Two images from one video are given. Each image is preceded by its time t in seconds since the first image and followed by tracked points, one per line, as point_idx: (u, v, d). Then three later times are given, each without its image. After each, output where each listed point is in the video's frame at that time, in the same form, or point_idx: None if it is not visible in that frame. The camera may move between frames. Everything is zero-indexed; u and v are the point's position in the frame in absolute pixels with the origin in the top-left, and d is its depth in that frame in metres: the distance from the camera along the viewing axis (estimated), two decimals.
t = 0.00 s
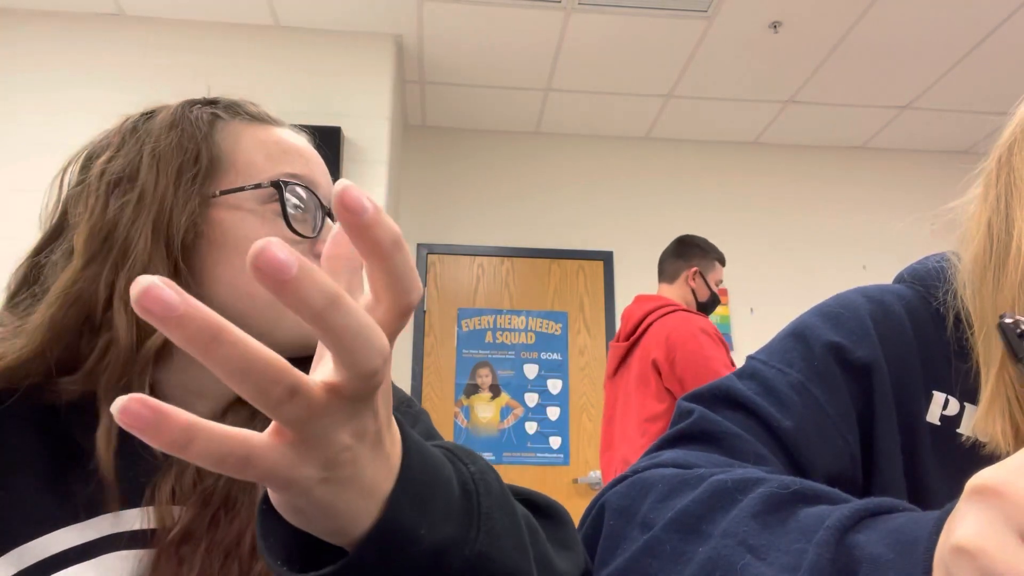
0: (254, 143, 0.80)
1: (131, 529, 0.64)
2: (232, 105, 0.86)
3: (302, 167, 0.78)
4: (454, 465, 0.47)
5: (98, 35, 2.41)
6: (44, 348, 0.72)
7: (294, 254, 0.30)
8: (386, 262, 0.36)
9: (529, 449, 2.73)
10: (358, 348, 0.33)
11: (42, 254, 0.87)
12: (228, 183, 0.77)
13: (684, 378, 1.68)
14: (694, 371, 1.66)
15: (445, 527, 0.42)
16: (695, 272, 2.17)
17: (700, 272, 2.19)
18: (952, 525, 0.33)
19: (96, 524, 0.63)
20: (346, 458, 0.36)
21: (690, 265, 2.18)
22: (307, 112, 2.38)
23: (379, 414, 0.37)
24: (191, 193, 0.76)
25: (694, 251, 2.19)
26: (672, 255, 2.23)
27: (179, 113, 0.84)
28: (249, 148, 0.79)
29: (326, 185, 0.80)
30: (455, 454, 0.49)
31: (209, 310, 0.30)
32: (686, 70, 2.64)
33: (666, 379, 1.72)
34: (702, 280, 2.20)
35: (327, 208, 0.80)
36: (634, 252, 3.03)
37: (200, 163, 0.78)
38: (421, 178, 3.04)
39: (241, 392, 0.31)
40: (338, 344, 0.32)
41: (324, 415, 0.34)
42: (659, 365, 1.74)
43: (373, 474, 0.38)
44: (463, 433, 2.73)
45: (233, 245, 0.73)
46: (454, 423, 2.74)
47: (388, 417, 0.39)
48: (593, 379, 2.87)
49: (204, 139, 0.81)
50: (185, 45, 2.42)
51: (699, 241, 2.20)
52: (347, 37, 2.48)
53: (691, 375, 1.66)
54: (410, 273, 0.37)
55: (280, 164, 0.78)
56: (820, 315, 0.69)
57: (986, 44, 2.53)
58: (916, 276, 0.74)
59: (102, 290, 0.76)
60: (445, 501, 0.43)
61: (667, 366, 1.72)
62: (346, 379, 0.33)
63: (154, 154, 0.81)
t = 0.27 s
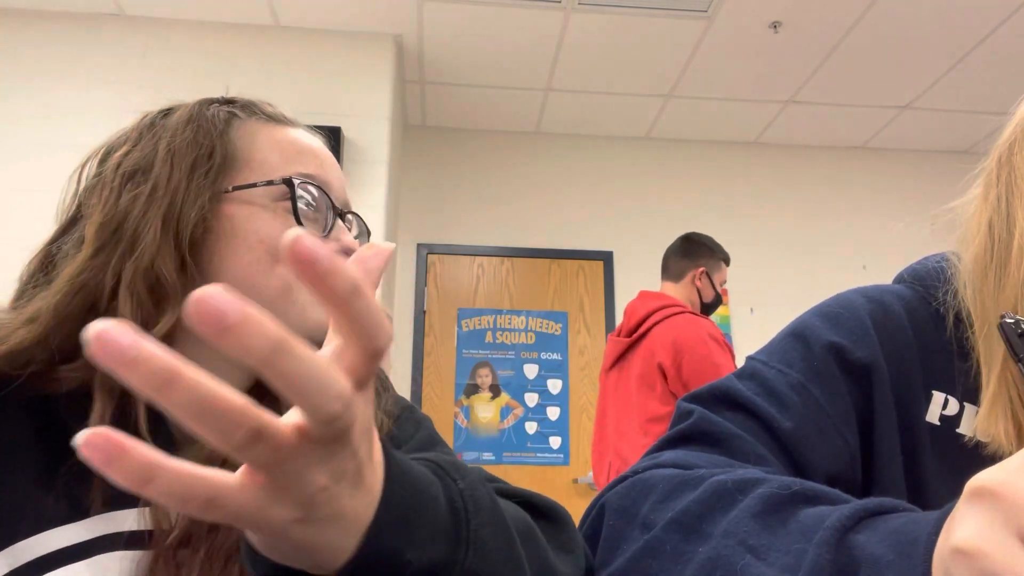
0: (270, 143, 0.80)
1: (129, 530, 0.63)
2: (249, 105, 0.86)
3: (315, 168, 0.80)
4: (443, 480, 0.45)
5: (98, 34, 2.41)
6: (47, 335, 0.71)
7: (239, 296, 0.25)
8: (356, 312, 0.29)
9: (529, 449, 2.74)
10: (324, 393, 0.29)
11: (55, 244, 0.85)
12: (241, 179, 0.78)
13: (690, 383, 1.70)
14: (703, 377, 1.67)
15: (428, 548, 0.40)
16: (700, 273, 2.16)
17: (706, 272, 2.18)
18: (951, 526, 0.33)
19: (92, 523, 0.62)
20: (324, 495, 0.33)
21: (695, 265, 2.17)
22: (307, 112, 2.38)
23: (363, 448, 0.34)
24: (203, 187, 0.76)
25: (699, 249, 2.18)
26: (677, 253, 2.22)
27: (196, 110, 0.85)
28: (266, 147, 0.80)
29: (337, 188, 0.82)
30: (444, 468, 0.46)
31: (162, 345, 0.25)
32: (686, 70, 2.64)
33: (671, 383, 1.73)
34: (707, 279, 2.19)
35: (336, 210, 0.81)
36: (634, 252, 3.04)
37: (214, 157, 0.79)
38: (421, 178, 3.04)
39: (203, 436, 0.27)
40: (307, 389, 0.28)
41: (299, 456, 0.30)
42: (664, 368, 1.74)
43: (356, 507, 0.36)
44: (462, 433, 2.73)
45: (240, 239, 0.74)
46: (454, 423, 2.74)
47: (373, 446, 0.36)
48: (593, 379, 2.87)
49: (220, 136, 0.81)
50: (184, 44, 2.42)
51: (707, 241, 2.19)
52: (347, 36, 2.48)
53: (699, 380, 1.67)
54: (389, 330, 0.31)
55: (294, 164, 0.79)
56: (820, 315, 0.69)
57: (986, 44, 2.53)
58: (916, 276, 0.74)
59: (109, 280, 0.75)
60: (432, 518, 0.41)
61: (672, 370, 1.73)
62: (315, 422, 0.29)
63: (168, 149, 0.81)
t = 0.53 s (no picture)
0: (271, 134, 0.80)
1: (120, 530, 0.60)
2: (252, 94, 0.84)
3: (313, 159, 0.79)
4: (428, 495, 0.45)
5: (99, 34, 2.41)
6: (42, 321, 0.71)
7: (56, 364, 0.22)
8: (167, 346, 0.24)
9: (529, 449, 2.74)
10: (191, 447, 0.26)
11: (57, 235, 0.84)
12: (235, 168, 0.78)
13: (684, 385, 1.69)
14: (696, 378, 1.66)
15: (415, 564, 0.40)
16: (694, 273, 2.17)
17: (700, 272, 2.18)
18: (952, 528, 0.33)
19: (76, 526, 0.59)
20: (252, 535, 0.30)
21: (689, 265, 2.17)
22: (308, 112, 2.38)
23: (293, 479, 0.30)
24: (195, 179, 0.76)
25: (694, 249, 2.18)
26: (670, 252, 2.21)
27: (196, 97, 0.84)
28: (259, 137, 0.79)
29: (335, 178, 0.82)
30: (431, 482, 0.46)
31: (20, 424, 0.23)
32: (686, 69, 2.64)
33: (665, 384, 1.73)
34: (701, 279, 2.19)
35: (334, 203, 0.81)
36: (634, 252, 3.03)
37: (210, 147, 0.79)
38: (421, 178, 3.04)
39: (83, 511, 0.24)
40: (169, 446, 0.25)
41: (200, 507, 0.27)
42: (658, 370, 1.74)
43: (305, 537, 0.32)
44: (463, 433, 2.73)
45: (228, 229, 0.74)
46: (454, 423, 2.74)
47: (317, 471, 0.32)
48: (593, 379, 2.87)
49: (217, 124, 0.81)
50: (185, 44, 2.42)
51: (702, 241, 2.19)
52: (346, 36, 2.48)
53: (692, 381, 1.67)
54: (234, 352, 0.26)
55: (289, 153, 0.78)
56: (819, 314, 0.69)
57: (986, 44, 2.52)
58: (915, 275, 0.74)
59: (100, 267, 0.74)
60: (417, 533, 0.41)
61: (666, 372, 1.73)
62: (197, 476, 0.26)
63: (165, 137, 0.80)
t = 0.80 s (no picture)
0: (269, 132, 0.78)
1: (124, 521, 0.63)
2: (249, 86, 0.84)
3: (304, 154, 0.78)
4: (428, 492, 0.45)
5: (100, 34, 2.42)
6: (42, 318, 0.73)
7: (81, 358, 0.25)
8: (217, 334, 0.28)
9: (529, 449, 2.75)
10: (184, 446, 0.28)
11: (57, 230, 0.86)
12: (224, 166, 0.78)
13: (667, 383, 1.69)
14: (677, 378, 1.67)
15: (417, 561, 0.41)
16: (674, 274, 2.18)
17: (680, 273, 2.19)
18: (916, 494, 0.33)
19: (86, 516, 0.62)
20: (244, 528, 0.32)
21: (669, 266, 2.18)
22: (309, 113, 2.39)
23: (284, 477, 0.32)
24: (184, 173, 0.77)
25: (674, 251, 2.18)
26: (652, 254, 2.22)
27: (189, 92, 0.84)
28: (253, 132, 0.79)
29: (330, 172, 0.80)
30: (431, 479, 0.46)
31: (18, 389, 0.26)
32: (686, 69, 2.65)
33: (648, 383, 1.73)
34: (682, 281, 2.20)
35: (326, 200, 0.79)
36: (634, 252, 3.04)
37: (202, 145, 0.79)
38: (422, 178, 3.05)
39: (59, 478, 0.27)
40: (163, 444, 0.28)
41: (192, 501, 0.30)
42: (642, 369, 1.74)
43: (298, 532, 0.34)
44: (463, 433, 2.74)
45: (214, 227, 0.75)
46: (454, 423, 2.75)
47: (310, 468, 0.34)
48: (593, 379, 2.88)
49: (208, 121, 0.81)
50: (186, 45, 2.43)
51: (682, 243, 2.19)
52: (347, 37, 2.48)
53: (673, 380, 1.67)
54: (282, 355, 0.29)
55: (282, 150, 0.77)
56: (810, 314, 0.69)
57: (985, 44, 2.53)
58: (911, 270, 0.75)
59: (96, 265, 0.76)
60: (417, 529, 0.42)
61: (648, 371, 1.73)
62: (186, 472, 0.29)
63: (156, 134, 0.81)
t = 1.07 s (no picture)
0: (256, 113, 0.77)
1: (133, 517, 0.64)
2: (231, 72, 0.81)
3: (288, 132, 0.76)
4: (430, 477, 0.44)
5: (100, 35, 2.42)
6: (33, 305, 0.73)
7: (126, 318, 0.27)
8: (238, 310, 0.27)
9: (529, 449, 2.76)
10: (199, 404, 0.28)
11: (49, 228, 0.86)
12: (203, 146, 0.77)
13: (639, 372, 1.70)
14: (652, 369, 1.68)
15: (415, 542, 0.40)
16: (637, 274, 2.16)
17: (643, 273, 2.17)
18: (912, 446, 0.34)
19: (83, 514, 0.63)
20: (250, 492, 0.32)
21: (633, 265, 2.16)
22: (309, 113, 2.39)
23: (294, 444, 0.32)
24: (165, 158, 0.76)
25: (637, 252, 2.18)
26: (616, 255, 2.21)
27: (170, 82, 0.83)
28: (237, 116, 0.77)
29: (317, 148, 0.78)
30: (433, 464, 0.46)
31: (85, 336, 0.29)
32: (686, 69, 2.66)
33: (619, 374, 1.73)
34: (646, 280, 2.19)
35: (314, 172, 0.77)
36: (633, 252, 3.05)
37: (178, 128, 0.78)
38: (422, 179, 3.06)
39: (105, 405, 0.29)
40: (175, 400, 0.28)
41: (203, 461, 0.30)
42: (613, 360, 1.74)
43: (301, 498, 0.34)
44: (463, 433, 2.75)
45: (201, 205, 0.73)
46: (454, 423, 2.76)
47: (318, 437, 0.33)
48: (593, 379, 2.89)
49: (187, 108, 0.80)
50: (186, 45, 2.43)
51: (644, 244, 2.19)
52: (347, 37, 2.49)
53: (648, 372, 1.68)
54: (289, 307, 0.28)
55: (265, 128, 0.76)
56: (808, 317, 0.70)
57: (985, 44, 2.54)
58: (908, 271, 0.76)
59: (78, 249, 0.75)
60: (417, 515, 0.41)
61: (620, 361, 1.73)
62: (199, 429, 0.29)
63: (138, 126, 0.80)
